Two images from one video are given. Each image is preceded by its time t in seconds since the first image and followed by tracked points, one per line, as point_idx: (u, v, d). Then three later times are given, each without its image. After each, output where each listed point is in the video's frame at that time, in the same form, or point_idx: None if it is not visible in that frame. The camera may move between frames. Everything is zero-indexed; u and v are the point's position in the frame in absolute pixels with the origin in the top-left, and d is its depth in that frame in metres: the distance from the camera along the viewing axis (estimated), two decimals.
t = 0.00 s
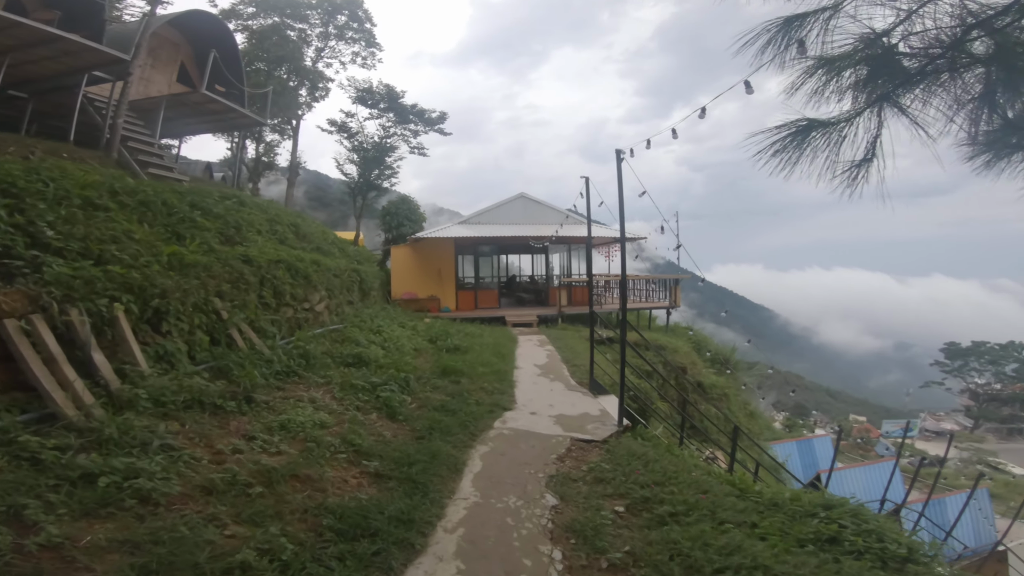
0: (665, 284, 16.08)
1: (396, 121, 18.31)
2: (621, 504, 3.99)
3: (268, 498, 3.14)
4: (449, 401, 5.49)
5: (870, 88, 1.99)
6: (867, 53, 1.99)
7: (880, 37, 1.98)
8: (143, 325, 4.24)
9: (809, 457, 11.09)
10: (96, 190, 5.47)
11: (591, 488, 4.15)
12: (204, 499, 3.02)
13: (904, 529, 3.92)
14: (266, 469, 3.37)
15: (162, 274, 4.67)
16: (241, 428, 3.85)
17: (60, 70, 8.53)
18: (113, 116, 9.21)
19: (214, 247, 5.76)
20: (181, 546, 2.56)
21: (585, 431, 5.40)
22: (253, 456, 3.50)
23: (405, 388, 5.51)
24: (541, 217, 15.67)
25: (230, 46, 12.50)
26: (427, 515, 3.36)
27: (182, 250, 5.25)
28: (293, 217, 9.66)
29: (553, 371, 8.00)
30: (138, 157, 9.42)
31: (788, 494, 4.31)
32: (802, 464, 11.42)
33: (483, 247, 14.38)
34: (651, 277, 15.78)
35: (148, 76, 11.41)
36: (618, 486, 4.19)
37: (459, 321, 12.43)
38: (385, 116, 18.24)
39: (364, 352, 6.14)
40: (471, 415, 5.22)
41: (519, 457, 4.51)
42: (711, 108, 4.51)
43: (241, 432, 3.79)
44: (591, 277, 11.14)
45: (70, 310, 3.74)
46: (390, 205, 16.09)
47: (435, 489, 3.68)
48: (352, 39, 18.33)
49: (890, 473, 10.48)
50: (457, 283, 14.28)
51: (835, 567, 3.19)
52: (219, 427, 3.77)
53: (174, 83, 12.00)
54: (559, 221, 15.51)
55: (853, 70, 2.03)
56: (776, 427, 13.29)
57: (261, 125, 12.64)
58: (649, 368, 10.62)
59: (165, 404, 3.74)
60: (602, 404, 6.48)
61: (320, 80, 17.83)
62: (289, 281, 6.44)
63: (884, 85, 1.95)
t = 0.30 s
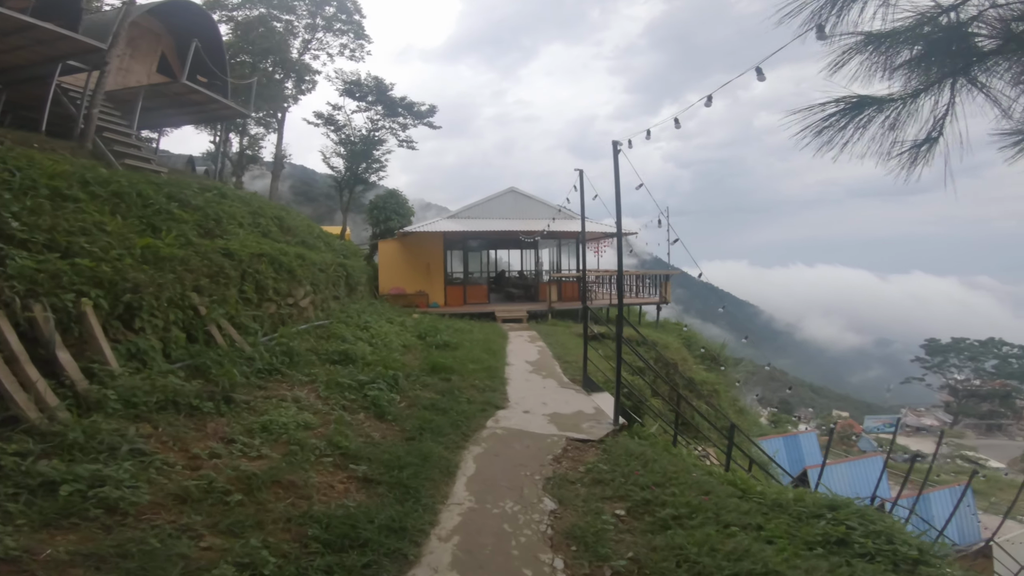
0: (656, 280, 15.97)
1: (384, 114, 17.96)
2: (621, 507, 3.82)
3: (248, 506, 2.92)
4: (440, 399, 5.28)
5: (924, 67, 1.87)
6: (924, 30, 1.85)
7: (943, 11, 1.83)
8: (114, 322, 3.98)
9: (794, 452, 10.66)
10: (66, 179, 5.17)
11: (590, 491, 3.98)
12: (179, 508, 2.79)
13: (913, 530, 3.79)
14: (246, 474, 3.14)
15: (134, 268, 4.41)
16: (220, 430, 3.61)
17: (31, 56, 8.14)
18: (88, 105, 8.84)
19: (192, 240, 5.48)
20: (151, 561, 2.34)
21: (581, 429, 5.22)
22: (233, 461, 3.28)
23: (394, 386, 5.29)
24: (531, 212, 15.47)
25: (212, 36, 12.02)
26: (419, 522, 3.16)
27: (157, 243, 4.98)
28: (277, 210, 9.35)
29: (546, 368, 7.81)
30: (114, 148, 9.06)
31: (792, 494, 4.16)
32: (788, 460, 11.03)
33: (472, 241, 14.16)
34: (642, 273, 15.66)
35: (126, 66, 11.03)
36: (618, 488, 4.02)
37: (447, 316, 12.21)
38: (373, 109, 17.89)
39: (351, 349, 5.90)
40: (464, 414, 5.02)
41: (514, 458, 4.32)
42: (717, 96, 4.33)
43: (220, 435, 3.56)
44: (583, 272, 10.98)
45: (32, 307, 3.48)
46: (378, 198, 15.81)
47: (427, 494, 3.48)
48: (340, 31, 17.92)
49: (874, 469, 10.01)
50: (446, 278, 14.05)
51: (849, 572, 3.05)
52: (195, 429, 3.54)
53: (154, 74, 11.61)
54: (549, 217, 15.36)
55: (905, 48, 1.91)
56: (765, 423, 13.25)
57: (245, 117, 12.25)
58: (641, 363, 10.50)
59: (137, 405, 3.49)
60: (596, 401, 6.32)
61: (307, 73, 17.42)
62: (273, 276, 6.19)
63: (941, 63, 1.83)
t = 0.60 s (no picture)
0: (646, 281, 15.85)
1: (371, 111, 17.63)
2: (624, 517, 3.62)
3: (225, 523, 2.67)
4: (430, 404, 5.05)
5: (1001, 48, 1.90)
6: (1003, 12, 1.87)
7: None
8: (78, 325, 3.72)
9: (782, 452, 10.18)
10: (29, 173, 4.85)
11: (590, 500, 3.78)
12: (147, 526, 2.54)
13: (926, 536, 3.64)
14: (223, 488, 2.89)
15: (101, 268, 4.14)
16: (194, 440, 3.36)
17: None
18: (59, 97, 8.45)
19: (166, 238, 5.20)
20: None
21: (577, 434, 5.02)
22: (208, 474, 3.02)
23: (381, 390, 5.05)
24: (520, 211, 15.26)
25: (193, 30, 11.57)
26: (411, 539, 2.94)
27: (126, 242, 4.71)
28: (259, 207, 9.02)
29: (538, 370, 7.59)
30: (87, 143, 8.66)
31: (798, 499, 3.99)
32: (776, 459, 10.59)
33: (461, 240, 13.90)
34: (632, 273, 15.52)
35: (102, 60, 10.66)
36: (619, 497, 3.82)
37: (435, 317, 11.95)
38: (360, 106, 17.55)
39: (336, 351, 5.64)
40: (455, 419, 4.79)
41: (509, 466, 4.11)
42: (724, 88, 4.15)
43: (195, 445, 3.31)
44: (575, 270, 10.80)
45: None
46: (364, 196, 15.49)
47: (419, 507, 3.25)
48: (327, 26, 17.54)
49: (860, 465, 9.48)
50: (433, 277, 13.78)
51: None
52: (167, 440, 3.28)
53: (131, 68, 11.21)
54: (538, 216, 15.18)
55: (980, 29, 1.92)
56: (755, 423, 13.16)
57: (227, 113, 11.87)
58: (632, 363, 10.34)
59: (102, 414, 3.23)
60: (590, 404, 6.12)
61: (292, 69, 17.01)
62: (254, 275, 5.91)
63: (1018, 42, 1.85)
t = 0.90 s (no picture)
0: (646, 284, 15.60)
1: (369, 111, 17.44)
2: (632, 532, 3.41)
3: (200, 542, 2.45)
4: (426, 412, 4.84)
5: None
6: None
7: None
8: (51, 329, 3.50)
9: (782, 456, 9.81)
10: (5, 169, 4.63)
11: (595, 515, 3.57)
12: (114, 544, 2.32)
13: (952, 551, 3.44)
14: (201, 503, 2.67)
15: (79, 269, 3.93)
16: (171, 451, 3.14)
17: None
18: (46, 94, 8.22)
19: (151, 237, 4.99)
20: None
21: (579, 444, 4.81)
22: (183, 488, 2.81)
23: (375, 397, 4.83)
24: (519, 213, 15.06)
25: (188, 28, 11.38)
26: (404, 560, 2.72)
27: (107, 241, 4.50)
28: (252, 208, 8.80)
29: (537, 376, 7.37)
30: (75, 141, 8.44)
31: (815, 511, 3.80)
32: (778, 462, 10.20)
33: (458, 242, 13.69)
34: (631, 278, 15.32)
35: (93, 57, 10.48)
36: (626, 511, 3.61)
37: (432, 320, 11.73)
38: (357, 106, 17.36)
39: (329, 356, 5.43)
40: (451, 429, 4.57)
41: (509, 478, 3.90)
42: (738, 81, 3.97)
43: (173, 456, 3.10)
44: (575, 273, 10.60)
45: None
46: (361, 198, 15.27)
47: (413, 524, 3.03)
48: (325, 26, 17.35)
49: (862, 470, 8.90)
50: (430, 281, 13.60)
51: None
52: (142, 451, 3.07)
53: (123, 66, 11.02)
54: (537, 218, 15.00)
55: None
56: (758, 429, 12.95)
57: (221, 112, 11.65)
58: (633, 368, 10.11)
59: (71, 422, 3.02)
60: (593, 412, 5.91)
61: (289, 69, 16.82)
62: (244, 278, 5.70)
63: None
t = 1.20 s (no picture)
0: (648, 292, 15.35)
1: (367, 115, 17.28)
2: (640, 557, 3.16)
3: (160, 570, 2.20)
4: (420, 425, 4.59)
5: None
6: None
7: None
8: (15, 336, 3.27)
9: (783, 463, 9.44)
10: None
11: (599, 538, 3.31)
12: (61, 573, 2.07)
13: None
14: (165, 526, 2.43)
15: (51, 274, 3.70)
16: (138, 468, 2.90)
17: None
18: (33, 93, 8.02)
19: (132, 241, 4.77)
20: None
21: (581, 459, 4.56)
22: (147, 509, 2.56)
23: (366, 410, 4.59)
24: (518, 219, 14.84)
25: (184, 29, 11.24)
26: None
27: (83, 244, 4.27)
28: (244, 212, 8.58)
29: (537, 386, 7.11)
30: (61, 142, 8.22)
31: (834, 530, 3.57)
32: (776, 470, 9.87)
33: (457, 249, 13.46)
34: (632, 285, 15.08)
35: (85, 58, 10.34)
36: (632, 533, 3.36)
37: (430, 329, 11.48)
38: (355, 110, 17.19)
39: (319, 366, 5.19)
40: (446, 444, 4.32)
41: (506, 498, 3.65)
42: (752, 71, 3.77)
43: (140, 474, 2.85)
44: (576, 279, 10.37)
45: None
46: (359, 204, 15.07)
47: (401, 552, 2.78)
48: (324, 29, 17.22)
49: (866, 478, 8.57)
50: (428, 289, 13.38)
51: None
52: (106, 467, 2.83)
53: (116, 67, 10.87)
54: (537, 225, 14.78)
55: None
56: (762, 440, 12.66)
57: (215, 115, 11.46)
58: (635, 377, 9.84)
59: (29, 436, 2.77)
60: (595, 424, 5.66)
61: (287, 73, 16.66)
62: (231, 284, 5.47)
63: None
